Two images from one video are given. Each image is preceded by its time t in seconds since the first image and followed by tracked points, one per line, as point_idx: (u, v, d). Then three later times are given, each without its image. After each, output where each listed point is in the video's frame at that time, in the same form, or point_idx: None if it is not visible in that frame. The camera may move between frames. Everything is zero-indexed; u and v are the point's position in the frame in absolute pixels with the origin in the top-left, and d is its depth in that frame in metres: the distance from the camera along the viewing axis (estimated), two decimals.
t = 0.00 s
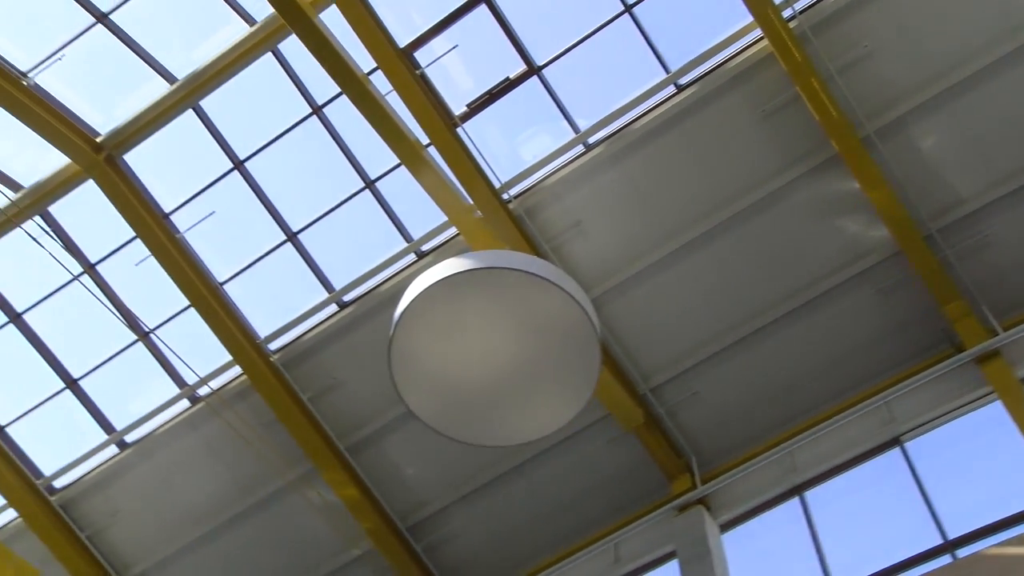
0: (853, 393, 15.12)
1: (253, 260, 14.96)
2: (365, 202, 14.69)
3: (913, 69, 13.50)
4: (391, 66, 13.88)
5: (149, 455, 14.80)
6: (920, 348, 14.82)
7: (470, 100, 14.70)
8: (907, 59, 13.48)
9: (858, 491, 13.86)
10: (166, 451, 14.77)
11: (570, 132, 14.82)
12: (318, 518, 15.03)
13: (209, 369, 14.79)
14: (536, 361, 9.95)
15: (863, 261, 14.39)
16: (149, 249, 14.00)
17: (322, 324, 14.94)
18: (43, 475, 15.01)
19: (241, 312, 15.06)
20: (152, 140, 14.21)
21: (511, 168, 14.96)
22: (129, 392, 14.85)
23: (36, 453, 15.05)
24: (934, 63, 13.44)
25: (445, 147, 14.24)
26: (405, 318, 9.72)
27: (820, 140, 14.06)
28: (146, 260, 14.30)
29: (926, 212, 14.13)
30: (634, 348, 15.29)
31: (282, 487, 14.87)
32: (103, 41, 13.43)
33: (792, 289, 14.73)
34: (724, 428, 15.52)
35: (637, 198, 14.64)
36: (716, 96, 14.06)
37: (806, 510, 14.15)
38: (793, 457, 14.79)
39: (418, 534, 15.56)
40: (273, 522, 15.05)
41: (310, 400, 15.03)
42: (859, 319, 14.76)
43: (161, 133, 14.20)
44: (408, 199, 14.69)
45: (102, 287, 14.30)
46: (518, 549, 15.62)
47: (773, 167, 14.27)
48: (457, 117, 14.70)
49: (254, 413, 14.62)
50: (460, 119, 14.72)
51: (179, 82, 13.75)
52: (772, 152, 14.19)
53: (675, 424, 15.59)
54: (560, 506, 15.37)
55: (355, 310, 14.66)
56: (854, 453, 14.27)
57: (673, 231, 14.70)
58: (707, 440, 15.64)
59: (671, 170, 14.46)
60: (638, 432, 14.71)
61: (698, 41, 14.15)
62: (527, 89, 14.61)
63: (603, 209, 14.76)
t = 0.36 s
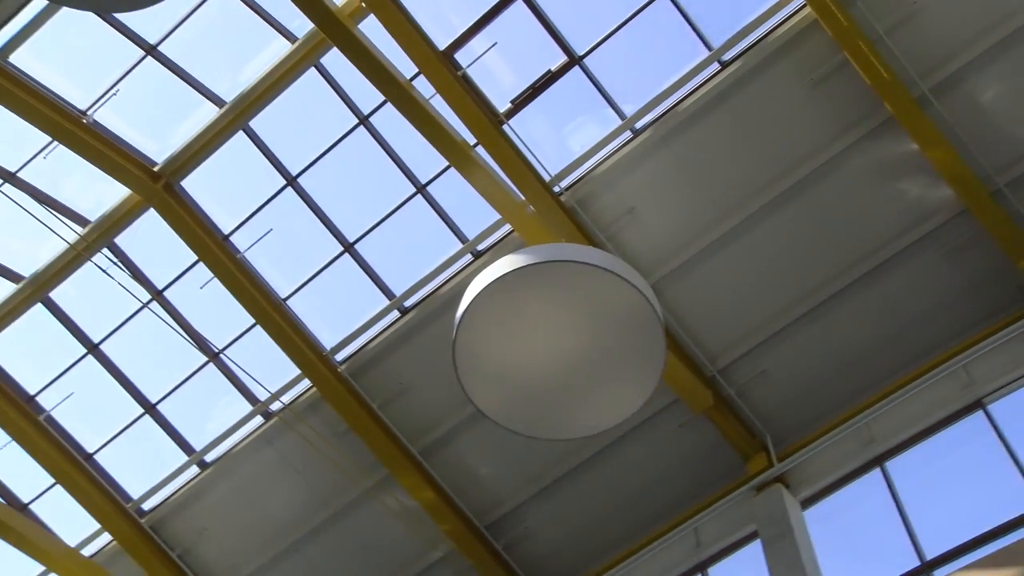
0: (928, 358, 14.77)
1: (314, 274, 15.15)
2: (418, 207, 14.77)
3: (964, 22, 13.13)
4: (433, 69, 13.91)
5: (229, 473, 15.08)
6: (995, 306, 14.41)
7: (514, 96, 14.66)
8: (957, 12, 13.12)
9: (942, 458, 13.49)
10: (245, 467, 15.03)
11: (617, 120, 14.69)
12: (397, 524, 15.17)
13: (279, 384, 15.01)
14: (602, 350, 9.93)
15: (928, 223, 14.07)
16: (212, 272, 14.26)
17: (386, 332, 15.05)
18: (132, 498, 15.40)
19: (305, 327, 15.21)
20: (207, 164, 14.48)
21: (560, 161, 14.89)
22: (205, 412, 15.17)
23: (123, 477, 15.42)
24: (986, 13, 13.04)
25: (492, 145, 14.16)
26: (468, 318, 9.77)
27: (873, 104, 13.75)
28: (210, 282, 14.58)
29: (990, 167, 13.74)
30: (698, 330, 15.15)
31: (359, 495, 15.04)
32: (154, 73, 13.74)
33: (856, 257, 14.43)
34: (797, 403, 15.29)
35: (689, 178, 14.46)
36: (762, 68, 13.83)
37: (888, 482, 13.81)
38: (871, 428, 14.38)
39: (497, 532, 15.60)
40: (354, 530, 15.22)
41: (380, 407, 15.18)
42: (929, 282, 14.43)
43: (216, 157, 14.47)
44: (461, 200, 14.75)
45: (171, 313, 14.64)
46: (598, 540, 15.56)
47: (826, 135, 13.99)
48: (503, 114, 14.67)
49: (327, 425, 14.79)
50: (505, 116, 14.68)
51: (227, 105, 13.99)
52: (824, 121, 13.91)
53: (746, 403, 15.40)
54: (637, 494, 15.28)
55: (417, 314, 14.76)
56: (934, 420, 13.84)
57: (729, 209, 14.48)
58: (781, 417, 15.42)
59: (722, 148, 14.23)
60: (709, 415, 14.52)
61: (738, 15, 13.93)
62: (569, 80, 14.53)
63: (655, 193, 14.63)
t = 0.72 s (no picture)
0: (992, 321, 14.42)
1: (363, 278, 15.27)
2: (462, 205, 14.82)
3: None
4: (468, 66, 13.89)
5: (295, 480, 15.26)
6: None
7: (550, 87, 14.58)
8: None
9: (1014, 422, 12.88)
10: (309, 473, 15.20)
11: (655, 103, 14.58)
12: (464, 520, 15.24)
13: (338, 390, 15.15)
14: (655, 336, 9.86)
15: (983, 183, 13.74)
16: (264, 283, 14.47)
17: (439, 331, 15.13)
18: (203, 510, 15.70)
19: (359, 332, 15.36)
20: (253, 178, 14.67)
21: (600, 148, 14.81)
22: (268, 422, 15.39)
23: (193, 490, 15.73)
24: None
25: (532, 137, 14.10)
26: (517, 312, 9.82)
27: (917, 66, 13.46)
28: (263, 294, 14.78)
29: None
30: (752, 309, 15.00)
31: (424, 495, 15.14)
32: (196, 92, 13.98)
33: (910, 223, 14.16)
34: (858, 375, 15.07)
35: (732, 156, 14.30)
36: (800, 39, 13.61)
37: (958, 450, 13.36)
38: (936, 396, 14.08)
39: (563, 524, 15.58)
40: (420, 529, 15.32)
41: (438, 406, 15.27)
42: (988, 243, 14.08)
43: (260, 170, 14.63)
44: (504, 195, 14.75)
45: (228, 327, 14.85)
46: (666, 526, 15.45)
47: (871, 101, 13.71)
48: (540, 106, 14.61)
49: (387, 427, 14.91)
50: (543, 108, 14.63)
51: (268, 117, 14.20)
52: (868, 87, 13.65)
53: (806, 378, 15.21)
54: (701, 479, 15.12)
55: (469, 311, 14.80)
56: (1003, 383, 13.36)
57: (776, 184, 14.31)
58: (842, 390, 15.21)
59: (764, 123, 14.06)
60: (769, 393, 14.32)
61: None
62: (605, 67, 14.43)
63: (699, 173, 14.49)
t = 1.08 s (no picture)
0: None
1: (403, 272, 15.34)
2: (497, 193, 14.82)
3: None
4: (496, 54, 13.79)
5: (347, 475, 15.39)
6: None
7: (579, 70, 14.50)
8: None
9: None
10: (360, 468, 15.31)
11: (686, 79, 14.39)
12: (516, 508, 15.27)
13: (384, 384, 15.23)
14: (698, 314, 9.79)
15: None
16: (306, 282, 14.58)
17: (481, 320, 15.14)
18: (259, 508, 15.91)
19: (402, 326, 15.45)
20: (289, 179, 14.77)
21: (633, 128, 14.71)
22: (317, 419, 15.50)
23: (248, 489, 15.94)
24: None
25: (564, 121, 14.01)
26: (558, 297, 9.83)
27: (954, 24, 13.16)
28: (305, 293, 14.89)
29: None
30: (795, 280, 14.87)
31: (475, 484, 15.21)
32: (229, 96, 14.12)
33: (954, 184, 13.93)
34: (907, 341, 14.89)
35: (767, 128, 14.15)
36: (831, 5, 13.41)
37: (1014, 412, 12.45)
38: (991, 359, 13.26)
39: (615, 505, 15.58)
40: (474, 518, 15.38)
41: (484, 394, 15.34)
42: None
43: (295, 170, 14.73)
44: (539, 180, 14.70)
45: (273, 328, 14.98)
46: (719, 504, 15.33)
47: (907, 63, 13.47)
48: (570, 90, 14.53)
49: (435, 418, 14.97)
50: (573, 92, 14.55)
51: (301, 117, 14.27)
52: (904, 49, 13.41)
53: (854, 348, 15.08)
54: (752, 455, 14.96)
55: (510, 298, 14.81)
56: None
57: (812, 154, 14.15)
58: (891, 358, 15.06)
59: (798, 93, 13.90)
60: (817, 364, 14.10)
61: None
62: (634, 46, 14.29)
63: (735, 147, 14.36)
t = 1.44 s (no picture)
0: None
1: (436, 257, 15.39)
2: (527, 174, 14.77)
3: None
4: (519, 34, 13.68)
5: (390, 462, 15.51)
6: None
7: (603, 46, 14.36)
8: None
9: None
10: (403, 454, 15.44)
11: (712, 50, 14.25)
12: (559, 488, 15.28)
13: (422, 370, 15.31)
14: (733, 287, 9.55)
15: None
16: (340, 272, 14.63)
17: (516, 302, 15.14)
18: (305, 498, 16.08)
19: (438, 311, 15.51)
20: (319, 170, 14.85)
21: (660, 103, 14.60)
22: (358, 408, 15.61)
23: (294, 479, 16.12)
24: None
25: (590, 99, 13.89)
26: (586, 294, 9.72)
27: None
28: (341, 283, 14.95)
29: None
30: (831, 248, 14.73)
31: (518, 466, 15.25)
32: (256, 91, 14.21)
33: (992, 143, 13.63)
34: (949, 305, 14.69)
35: (797, 96, 13.98)
36: None
37: None
38: None
39: (659, 482, 15.54)
40: (517, 499, 15.43)
41: (522, 376, 15.38)
42: None
43: (325, 161, 14.79)
44: (568, 159, 14.62)
45: (310, 319, 15.10)
46: (764, 476, 15.26)
47: (939, 22, 13.18)
48: (595, 67, 14.40)
49: (475, 402, 15.02)
50: (598, 69, 14.42)
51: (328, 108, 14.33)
52: (934, 8, 13.12)
53: (893, 313, 14.93)
54: (795, 425, 14.85)
55: (545, 279, 14.80)
56: None
57: (844, 119, 13.95)
58: (933, 321, 14.88)
59: (826, 58, 13.71)
60: (857, 332, 13.88)
61: None
62: (658, 20, 14.15)
63: (764, 117, 14.20)
